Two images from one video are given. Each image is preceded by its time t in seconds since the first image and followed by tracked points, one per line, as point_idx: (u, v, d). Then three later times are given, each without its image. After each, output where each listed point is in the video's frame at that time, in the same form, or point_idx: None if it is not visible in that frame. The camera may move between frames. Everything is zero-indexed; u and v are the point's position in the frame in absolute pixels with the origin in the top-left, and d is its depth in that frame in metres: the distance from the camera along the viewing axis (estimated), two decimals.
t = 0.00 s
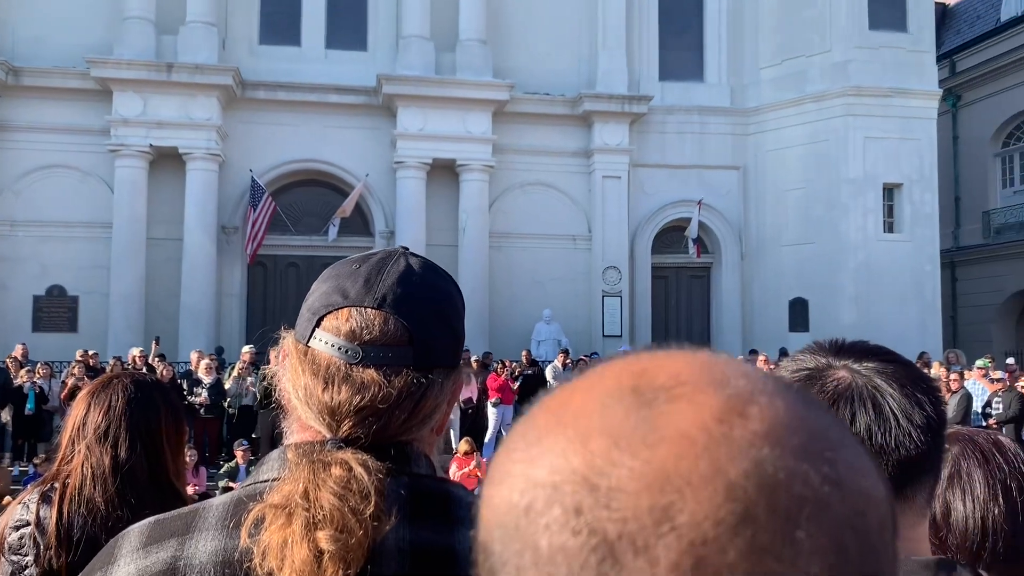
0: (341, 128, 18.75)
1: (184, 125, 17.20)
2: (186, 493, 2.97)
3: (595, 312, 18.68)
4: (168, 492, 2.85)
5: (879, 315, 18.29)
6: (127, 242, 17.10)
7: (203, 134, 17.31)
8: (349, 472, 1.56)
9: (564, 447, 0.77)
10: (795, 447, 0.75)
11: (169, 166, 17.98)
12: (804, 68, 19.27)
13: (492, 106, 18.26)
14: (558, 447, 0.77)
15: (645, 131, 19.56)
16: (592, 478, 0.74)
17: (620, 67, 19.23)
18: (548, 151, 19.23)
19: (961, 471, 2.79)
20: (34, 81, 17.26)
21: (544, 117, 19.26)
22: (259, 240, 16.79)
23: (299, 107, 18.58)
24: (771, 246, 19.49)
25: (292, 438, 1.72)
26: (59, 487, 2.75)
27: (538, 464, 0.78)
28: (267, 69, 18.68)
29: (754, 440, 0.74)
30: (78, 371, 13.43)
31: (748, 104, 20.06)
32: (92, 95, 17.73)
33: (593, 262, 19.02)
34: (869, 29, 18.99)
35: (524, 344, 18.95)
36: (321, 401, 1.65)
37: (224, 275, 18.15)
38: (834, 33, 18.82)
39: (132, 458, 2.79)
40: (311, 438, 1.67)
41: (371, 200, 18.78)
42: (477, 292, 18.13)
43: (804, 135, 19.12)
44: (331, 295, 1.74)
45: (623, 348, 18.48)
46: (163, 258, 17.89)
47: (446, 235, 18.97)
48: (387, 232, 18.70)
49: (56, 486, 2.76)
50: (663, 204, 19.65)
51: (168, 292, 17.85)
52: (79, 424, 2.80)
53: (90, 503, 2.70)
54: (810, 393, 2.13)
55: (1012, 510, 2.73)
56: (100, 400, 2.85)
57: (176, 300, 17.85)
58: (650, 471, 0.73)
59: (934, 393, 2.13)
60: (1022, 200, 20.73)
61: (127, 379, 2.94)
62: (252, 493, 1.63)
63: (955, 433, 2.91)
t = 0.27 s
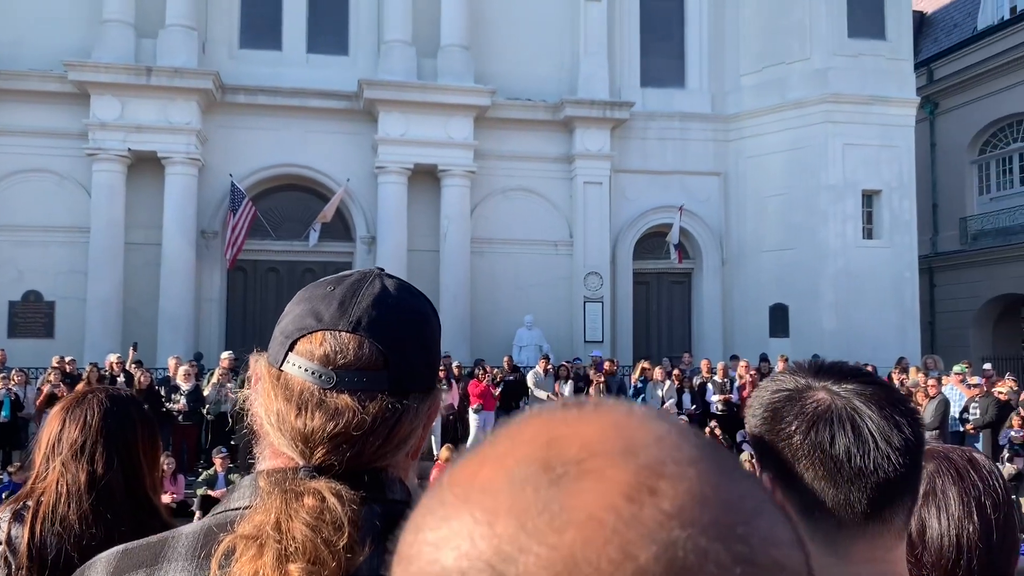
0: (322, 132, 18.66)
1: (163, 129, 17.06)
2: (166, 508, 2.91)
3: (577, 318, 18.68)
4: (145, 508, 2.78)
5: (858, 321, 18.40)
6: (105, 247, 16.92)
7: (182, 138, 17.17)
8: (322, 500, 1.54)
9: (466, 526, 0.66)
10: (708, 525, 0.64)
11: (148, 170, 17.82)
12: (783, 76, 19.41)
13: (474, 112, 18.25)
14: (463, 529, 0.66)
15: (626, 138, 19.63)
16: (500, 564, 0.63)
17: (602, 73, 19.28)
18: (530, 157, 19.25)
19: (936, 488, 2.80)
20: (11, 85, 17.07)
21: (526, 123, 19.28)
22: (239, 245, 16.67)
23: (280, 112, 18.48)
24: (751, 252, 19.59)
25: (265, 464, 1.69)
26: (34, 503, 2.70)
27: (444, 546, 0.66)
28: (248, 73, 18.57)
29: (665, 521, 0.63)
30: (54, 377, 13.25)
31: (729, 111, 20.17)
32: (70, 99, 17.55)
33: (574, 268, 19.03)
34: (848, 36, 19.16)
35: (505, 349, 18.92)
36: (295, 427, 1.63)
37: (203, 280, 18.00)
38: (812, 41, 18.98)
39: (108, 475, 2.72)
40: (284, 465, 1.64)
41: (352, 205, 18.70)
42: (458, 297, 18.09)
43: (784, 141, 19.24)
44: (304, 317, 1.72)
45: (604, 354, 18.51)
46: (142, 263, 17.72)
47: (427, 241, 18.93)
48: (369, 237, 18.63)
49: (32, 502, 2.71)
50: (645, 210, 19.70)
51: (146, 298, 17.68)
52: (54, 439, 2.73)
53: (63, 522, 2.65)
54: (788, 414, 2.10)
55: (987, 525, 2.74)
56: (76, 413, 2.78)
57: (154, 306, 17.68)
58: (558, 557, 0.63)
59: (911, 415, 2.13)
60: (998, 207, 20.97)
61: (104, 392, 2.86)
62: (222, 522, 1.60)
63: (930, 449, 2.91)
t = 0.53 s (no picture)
0: (305, 137, 18.62)
1: (146, 133, 16.97)
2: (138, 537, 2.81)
3: (559, 324, 18.72)
4: (118, 537, 2.70)
5: (838, 329, 18.55)
6: (85, 251, 16.80)
7: (165, 142, 17.08)
8: (285, 560, 1.52)
9: None
10: None
11: (129, 174, 17.72)
12: (766, 86, 19.56)
13: (458, 118, 18.28)
14: None
15: (610, 145, 19.72)
16: None
17: (586, 80, 19.36)
18: (513, 163, 19.29)
19: (908, 526, 2.81)
20: None
21: (510, 130, 19.32)
22: (221, 250, 16.58)
23: (263, 116, 18.43)
24: (732, 259, 19.71)
25: (229, 515, 1.68)
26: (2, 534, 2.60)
27: None
28: (231, 77, 18.51)
29: None
30: (32, 382, 12.96)
31: (711, 119, 20.30)
32: (50, 101, 17.42)
33: (557, 275, 19.07)
34: (829, 47, 19.35)
35: (487, 356, 18.92)
36: (260, 480, 1.63)
37: (184, 285, 17.90)
38: (794, 52, 19.17)
39: (79, 504, 2.63)
40: (249, 518, 1.65)
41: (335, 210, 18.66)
42: (440, 303, 18.08)
43: (766, 150, 19.38)
44: (271, 365, 1.72)
45: (586, 360, 18.55)
46: (122, 267, 17.61)
47: (410, 247, 18.92)
48: (352, 242, 18.59)
49: None
50: (628, 217, 19.78)
51: (127, 302, 17.56)
52: (25, 465, 2.63)
53: (33, 553, 2.56)
54: (760, 460, 2.06)
55: (957, 563, 2.76)
56: (49, 439, 2.68)
57: (135, 310, 17.57)
58: None
59: (883, 463, 2.10)
60: (976, 217, 21.22)
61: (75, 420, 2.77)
62: None
63: (901, 485, 2.91)
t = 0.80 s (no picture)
0: (295, 144, 18.58)
1: (134, 139, 16.90)
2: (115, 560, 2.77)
3: (548, 333, 18.71)
4: (99, 557, 2.64)
5: (827, 338, 18.62)
6: (72, 257, 16.68)
7: (153, 148, 17.01)
8: None
9: None
10: None
11: (117, 180, 17.62)
12: (755, 95, 19.65)
13: (448, 126, 18.28)
14: None
15: (600, 153, 19.76)
16: None
17: (575, 89, 19.42)
18: (503, 172, 19.31)
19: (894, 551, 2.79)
20: None
21: (500, 138, 19.34)
22: (209, 257, 16.50)
23: (253, 123, 18.38)
24: (721, 268, 19.76)
25: (206, 548, 1.69)
26: None
27: None
28: (220, 84, 18.47)
29: None
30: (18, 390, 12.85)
31: (700, 128, 20.38)
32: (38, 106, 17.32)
33: (546, 283, 19.07)
34: (817, 58, 19.46)
35: (476, 364, 18.90)
36: (237, 516, 1.63)
37: (172, 292, 17.80)
38: (783, 62, 19.28)
39: (60, 522, 2.59)
40: (226, 554, 1.65)
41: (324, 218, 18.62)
42: (429, 311, 18.04)
43: (755, 159, 19.45)
44: (251, 396, 1.71)
45: (576, 369, 18.54)
46: (110, 273, 17.50)
47: (400, 254, 18.88)
48: (341, 249, 18.54)
49: None
50: (618, 226, 19.81)
51: (114, 309, 17.45)
52: (4, 483, 2.60)
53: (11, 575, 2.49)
54: (749, 490, 1.91)
55: None
56: (30, 458, 2.66)
57: (122, 317, 17.46)
58: None
59: (873, 494, 1.97)
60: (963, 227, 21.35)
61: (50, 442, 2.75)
62: None
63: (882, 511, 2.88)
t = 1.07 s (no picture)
0: (310, 159, 18.73)
1: (151, 156, 17.08)
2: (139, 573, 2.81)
3: (563, 345, 18.70)
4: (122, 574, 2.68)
5: (842, 348, 18.53)
6: (91, 272, 16.85)
7: (170, 164, 17.19)
8: None
9: None
10: None
11: (135, 195, 17.81)
12: (768, 106, 19.65)
13: (461, 139, 18.37)
14: None
15: (613, 164, 19.79)
16: None
17: (588, 102, 19.49)
18: (516, 184, 19.37)
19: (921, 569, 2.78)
20: None
21: (513, 151, 19.42)
22: (226, 272, 16.63)
23: (268, 138, 18.55)
24: (735, 279, 19.72)
25: (239, 567, 1.74)
26: None
27: None
28: (236, 100, 18.67)
29: None
30: (37, 405, 13.01)
31: (713, 139, 20.38)
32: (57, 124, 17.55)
33: (560, 295, 19.08)
34: (830, 68, 19.45)
35: (490, 376, 18.90)
36: (273, 536, 1.68)
37: (189, 306, 17.94)
38: (795, 72, 19.30)
39: (85, 541, 2.63)
40: (261, 571, 1.71)
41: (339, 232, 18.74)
42: (443, 323, 18.07)
43: (769, 170, 19.43)
44: (281, 417, 1.73)
45: (590, 380, 18.51)
46: (127, 288, 17.66)
47: (414, 267, 18.96)
48: (356, 262, 18.64)
49: None
50: (632, 237, 19.81)
51: (131, 324, 17.60)
52: (30, 500, 2.64)
53: None
54: (772, 509, 1.83)
55: None
56: (53, 476, 2.70)
57: (140, 331, 17.60)
58: None
59: (897, 514, 1.89)
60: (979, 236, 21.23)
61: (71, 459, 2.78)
62: None
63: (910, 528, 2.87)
